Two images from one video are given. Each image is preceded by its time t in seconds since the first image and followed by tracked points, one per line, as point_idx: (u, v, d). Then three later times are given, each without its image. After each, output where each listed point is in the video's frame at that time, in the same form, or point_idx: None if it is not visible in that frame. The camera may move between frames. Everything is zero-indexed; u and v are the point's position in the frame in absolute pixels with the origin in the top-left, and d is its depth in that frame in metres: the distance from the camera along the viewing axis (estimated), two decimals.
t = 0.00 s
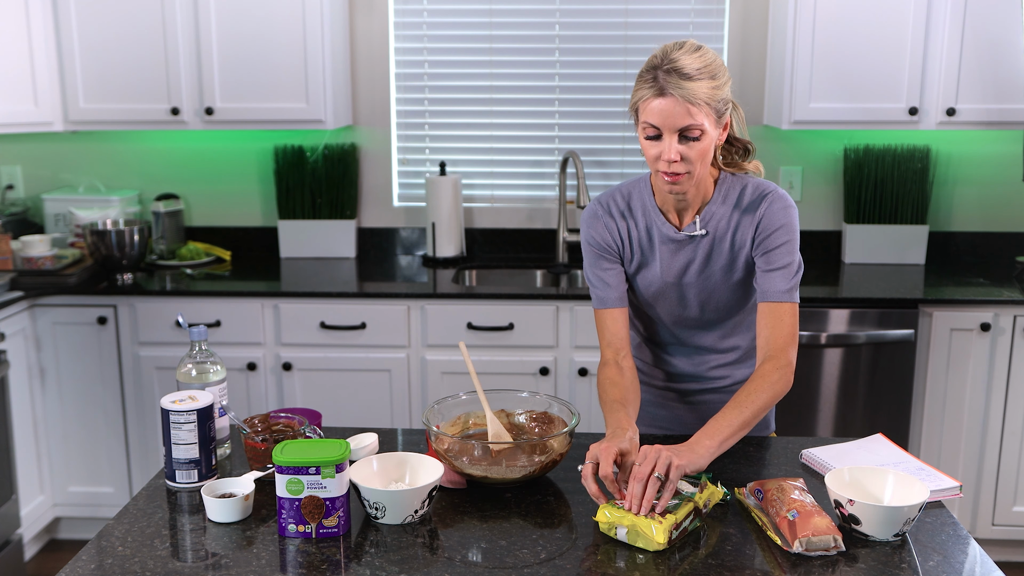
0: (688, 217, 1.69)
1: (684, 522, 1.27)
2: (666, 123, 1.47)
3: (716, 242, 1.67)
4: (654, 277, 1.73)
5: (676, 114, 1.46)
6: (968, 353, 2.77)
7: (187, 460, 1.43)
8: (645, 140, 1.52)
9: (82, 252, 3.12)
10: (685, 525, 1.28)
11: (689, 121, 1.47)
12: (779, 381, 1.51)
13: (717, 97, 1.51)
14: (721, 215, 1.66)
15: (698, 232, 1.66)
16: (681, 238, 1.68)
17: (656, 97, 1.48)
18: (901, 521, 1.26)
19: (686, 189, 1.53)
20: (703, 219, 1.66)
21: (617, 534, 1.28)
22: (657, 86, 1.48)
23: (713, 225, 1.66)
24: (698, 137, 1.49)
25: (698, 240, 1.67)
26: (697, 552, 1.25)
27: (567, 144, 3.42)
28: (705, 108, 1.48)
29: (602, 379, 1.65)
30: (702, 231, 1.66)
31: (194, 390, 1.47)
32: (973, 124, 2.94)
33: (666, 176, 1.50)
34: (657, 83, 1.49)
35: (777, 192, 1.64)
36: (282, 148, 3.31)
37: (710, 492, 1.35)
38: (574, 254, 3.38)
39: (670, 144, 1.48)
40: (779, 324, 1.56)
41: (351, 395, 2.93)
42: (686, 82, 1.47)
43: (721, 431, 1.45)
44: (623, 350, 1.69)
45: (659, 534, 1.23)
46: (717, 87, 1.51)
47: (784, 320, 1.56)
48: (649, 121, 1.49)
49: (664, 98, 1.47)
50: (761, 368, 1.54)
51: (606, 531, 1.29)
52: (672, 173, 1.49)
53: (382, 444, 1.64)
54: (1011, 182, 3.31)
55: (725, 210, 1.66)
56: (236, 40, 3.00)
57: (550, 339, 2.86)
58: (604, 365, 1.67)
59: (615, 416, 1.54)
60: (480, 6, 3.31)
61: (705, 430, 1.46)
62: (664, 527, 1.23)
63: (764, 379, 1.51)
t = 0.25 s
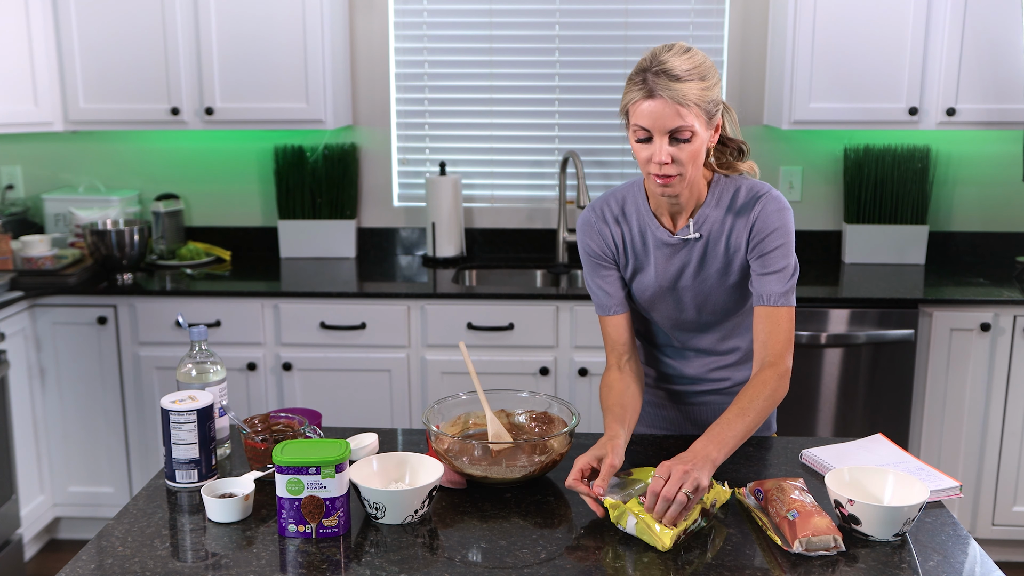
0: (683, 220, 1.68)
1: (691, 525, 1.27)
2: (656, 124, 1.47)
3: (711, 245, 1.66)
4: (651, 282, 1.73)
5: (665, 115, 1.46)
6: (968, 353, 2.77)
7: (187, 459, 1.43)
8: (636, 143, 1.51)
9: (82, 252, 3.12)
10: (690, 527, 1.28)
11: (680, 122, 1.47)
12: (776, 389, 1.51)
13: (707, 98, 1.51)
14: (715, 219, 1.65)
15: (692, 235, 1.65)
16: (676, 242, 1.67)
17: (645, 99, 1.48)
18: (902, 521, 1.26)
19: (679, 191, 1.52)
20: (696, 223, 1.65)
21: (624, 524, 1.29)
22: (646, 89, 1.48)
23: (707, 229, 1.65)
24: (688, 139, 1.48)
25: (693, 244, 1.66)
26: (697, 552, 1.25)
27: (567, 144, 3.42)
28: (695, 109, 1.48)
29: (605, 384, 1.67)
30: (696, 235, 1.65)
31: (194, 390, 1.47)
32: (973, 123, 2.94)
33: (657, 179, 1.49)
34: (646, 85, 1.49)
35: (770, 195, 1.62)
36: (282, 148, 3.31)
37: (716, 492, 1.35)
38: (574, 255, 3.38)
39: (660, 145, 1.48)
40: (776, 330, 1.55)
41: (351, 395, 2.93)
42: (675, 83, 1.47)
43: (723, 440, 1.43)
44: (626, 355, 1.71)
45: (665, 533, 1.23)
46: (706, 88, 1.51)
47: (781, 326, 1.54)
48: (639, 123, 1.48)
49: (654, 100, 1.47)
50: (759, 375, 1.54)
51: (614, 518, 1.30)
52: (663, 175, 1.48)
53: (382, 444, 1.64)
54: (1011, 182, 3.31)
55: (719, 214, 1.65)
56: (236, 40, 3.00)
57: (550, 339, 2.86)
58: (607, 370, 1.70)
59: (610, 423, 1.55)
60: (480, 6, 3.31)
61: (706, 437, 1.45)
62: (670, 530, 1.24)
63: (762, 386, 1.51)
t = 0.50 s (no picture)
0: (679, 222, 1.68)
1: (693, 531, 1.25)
2: (651, 132, 1.47)
3: (706, 249, 1.66)
4: (647, 285, 1.73)
5: (659, 123, 1.46)
6: (968, 353, 2.77)
7: (187, 459, 1.43)
8: (631, 149, 1.52)
9: (82, 252, 3.12)
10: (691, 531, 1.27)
11: (675, 130, 1.47)
12: (772, 393, 1.50)
13: (701, 104, 1.51)
14: (710, 222, 1.64)
15: (687, 239, 1.65)
16: (670, 246, 1.67)
17: (640, 107, 1.48)
18: (901, 521, 1.26)
19: (674, 196, 1.53)
20: (691, 226, 1.65)
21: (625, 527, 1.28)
22: (640, 96, 1.48)
23: (702, 233, 1.65)
24: (683, 145, 1.49)
25: (688, 247, 1.66)
26: (698, 552, 1.25)
27: (567, 144, 3.42)
28: (690, 116, 1.48)
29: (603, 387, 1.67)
30: (691, 238, 1.65)
31: (194, 390, 1.47)
32: (973, 123, 2.94)
33: (653, 185, 1.50)
34: (640, 93, 1.48)
35: (765, 198, 1.62)
36: (282, 148, 3.31)
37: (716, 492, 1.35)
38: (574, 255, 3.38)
39: (656, 152, 1.48)
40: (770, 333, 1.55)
41: (351, 395, 2.93)
42: (669, 91, 1.47)
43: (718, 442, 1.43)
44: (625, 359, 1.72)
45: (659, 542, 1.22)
46: (701, 93, 1.51)
47: (775, 329, 1.55)
48: (634, 131, 1.49)
49: (648, 108, 1.47)
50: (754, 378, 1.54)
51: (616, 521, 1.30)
52: (659, 182, 1.49)
53: (382, 444, 1.64)
54: (1011, 182, 3.31)
55: (713, 217, 1.64)
56: (236, 40, 3.00)
57: (550, 339, 2.86)
58: (605, 372, 1.70)
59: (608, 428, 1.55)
60: (480, 6, 3.31)
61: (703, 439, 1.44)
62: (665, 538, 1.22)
63: (757, 390, 1.51)
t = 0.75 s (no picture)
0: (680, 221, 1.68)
1: (677, 540, 1.22)
2: (663, 144, 1.48)
3: (707, 248, 1.66)
4: (646, 284, 1.72)
5: (671, 136, 1.46)
6: (968, 353, 2.77)
7: (187, 459, 1.43)
8: (639, 159, 1.52)
9: (82, 252, 3.12)
10: (678, 543, 1.22)
11: (686, 141, 1.47)
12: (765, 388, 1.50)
13: (711, 112, 1.51)
14: (710, 222, 1.64)
15: (687, 238, 1.65)
16: (670, 245, 1.67)
17: (650, 120, 1.47)
18: (902, 521, 1.26)
19: (683, 201, 1.54)
20: (691, 226, 1.65)
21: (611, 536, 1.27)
22: (651, 109, 1.47)
23: (703, 232, 1.65)
24: (694, 154, 1.49)
25: (687, 247, 1.66)
26: (698, 552, 1.25)
27: (567, 144, 3.42)
28: (701, 126, 1.48)
29: (601, 383, 1.68)
30: (691, 237, 1.65)
31: (194, 390, 1.47)
32: (973, 123, 2.94)
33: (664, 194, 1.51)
34: (649, 105, 1.47)
35: (766, 199, 1.62)
36: (282, 148, 3.31)
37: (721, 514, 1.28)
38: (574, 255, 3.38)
39: (668, 163, 1.49)
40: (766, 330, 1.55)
41: (351, 395, 2.93)
42: (680, 103, 1.46)
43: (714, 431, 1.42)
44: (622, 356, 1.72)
45: (637, 549, 1.20)
46: (710, 101, 1.51)
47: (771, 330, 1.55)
48: (644, 142, 1.49)
49: (658, 121, 1.46)
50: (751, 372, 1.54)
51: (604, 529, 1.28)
52: (670, 190, 1.50)
53: (381, 444, 1.64)
54: (1011, 182, 3.31)
55: (713, 217, 1.64)
56: (236, 40, 3.00)
57: (550, 339, 2.86)
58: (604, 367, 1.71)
59: (613, 419, 1.55)
60: (480, 6, 3.31)
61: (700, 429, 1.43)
62: (642, 546, 1.20)
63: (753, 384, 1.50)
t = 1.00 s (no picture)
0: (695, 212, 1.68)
1: (672, 542, 1.22)
2: (687, 142, 1.48)
3: (726, 239, 1.66)
4: (657, 275, 1.71)
5: (696, 134, 1.47)
6: (968, 353, 2.77)
7: (187, 460, 1.43)
8: (661, 155, 1.53)
9: (82, 252, 3.12)
10: (674, 545, 1.22)
11: (711, 139, 1.48)
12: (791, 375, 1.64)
13: (734, 109, 1.51)
14: (727, 213, 1.66)
15: (704, 228, 1.66)
16: (686, 234, 1.67)
17: (675, 118, 1.48)
18: (902, 521, 1.26)
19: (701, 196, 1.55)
20: (709, 216, 1.66)
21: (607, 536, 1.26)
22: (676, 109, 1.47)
23: (721, 222, 1.66)
24: (716, 151, 1.50)
25: (704, 236, 1.67)
26: (697, 552, 1.25)
27: (567, 144, 3.42)
28: (724, 125, 1.49)
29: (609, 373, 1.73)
30: (708, 227, 1.66)
31: (194, 390, 1.47)
32: (973, 123, 2.94)
33: (686, 191, 1.52)
34: (675, 104, 1.47)
35: (784, 192, 1.66)
36: (282, 148, 3.31)
37: (721, 517, 1.27)
38: (574, 255, 3.38)
39: (692, 161, 1.49)
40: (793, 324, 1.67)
41: (351, 395, 2.93)
42: (705, 102, 1.46)
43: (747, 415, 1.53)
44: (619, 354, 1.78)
45: (630, 549, 1.20)
46: (732, 99, 1.51)
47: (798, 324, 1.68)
48: (668, 139, 1.49)
49: (685, 119, 1.47)
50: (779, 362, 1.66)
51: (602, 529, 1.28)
52: (693, 187, 1.51)
53: (382, 444, 1.64)
54: (1011, 182, 3.31)
55: (731, 208, 1.66)
56: (236, 40, 3.00)
57: (550, 339, 2.86)
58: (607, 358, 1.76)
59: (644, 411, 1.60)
60: (480, 6, 3.31)
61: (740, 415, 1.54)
62: (636, 547, 1.20)
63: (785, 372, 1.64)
